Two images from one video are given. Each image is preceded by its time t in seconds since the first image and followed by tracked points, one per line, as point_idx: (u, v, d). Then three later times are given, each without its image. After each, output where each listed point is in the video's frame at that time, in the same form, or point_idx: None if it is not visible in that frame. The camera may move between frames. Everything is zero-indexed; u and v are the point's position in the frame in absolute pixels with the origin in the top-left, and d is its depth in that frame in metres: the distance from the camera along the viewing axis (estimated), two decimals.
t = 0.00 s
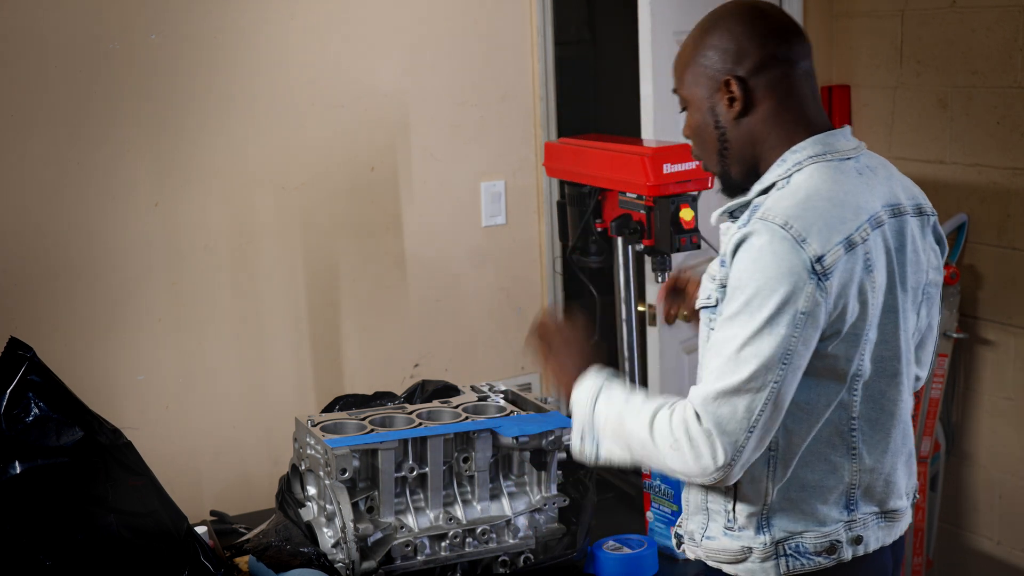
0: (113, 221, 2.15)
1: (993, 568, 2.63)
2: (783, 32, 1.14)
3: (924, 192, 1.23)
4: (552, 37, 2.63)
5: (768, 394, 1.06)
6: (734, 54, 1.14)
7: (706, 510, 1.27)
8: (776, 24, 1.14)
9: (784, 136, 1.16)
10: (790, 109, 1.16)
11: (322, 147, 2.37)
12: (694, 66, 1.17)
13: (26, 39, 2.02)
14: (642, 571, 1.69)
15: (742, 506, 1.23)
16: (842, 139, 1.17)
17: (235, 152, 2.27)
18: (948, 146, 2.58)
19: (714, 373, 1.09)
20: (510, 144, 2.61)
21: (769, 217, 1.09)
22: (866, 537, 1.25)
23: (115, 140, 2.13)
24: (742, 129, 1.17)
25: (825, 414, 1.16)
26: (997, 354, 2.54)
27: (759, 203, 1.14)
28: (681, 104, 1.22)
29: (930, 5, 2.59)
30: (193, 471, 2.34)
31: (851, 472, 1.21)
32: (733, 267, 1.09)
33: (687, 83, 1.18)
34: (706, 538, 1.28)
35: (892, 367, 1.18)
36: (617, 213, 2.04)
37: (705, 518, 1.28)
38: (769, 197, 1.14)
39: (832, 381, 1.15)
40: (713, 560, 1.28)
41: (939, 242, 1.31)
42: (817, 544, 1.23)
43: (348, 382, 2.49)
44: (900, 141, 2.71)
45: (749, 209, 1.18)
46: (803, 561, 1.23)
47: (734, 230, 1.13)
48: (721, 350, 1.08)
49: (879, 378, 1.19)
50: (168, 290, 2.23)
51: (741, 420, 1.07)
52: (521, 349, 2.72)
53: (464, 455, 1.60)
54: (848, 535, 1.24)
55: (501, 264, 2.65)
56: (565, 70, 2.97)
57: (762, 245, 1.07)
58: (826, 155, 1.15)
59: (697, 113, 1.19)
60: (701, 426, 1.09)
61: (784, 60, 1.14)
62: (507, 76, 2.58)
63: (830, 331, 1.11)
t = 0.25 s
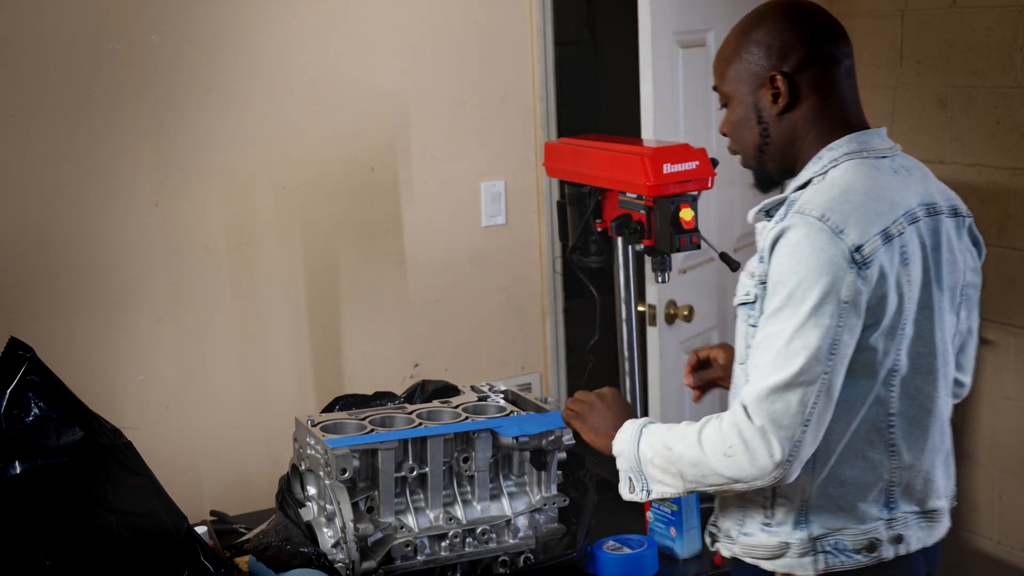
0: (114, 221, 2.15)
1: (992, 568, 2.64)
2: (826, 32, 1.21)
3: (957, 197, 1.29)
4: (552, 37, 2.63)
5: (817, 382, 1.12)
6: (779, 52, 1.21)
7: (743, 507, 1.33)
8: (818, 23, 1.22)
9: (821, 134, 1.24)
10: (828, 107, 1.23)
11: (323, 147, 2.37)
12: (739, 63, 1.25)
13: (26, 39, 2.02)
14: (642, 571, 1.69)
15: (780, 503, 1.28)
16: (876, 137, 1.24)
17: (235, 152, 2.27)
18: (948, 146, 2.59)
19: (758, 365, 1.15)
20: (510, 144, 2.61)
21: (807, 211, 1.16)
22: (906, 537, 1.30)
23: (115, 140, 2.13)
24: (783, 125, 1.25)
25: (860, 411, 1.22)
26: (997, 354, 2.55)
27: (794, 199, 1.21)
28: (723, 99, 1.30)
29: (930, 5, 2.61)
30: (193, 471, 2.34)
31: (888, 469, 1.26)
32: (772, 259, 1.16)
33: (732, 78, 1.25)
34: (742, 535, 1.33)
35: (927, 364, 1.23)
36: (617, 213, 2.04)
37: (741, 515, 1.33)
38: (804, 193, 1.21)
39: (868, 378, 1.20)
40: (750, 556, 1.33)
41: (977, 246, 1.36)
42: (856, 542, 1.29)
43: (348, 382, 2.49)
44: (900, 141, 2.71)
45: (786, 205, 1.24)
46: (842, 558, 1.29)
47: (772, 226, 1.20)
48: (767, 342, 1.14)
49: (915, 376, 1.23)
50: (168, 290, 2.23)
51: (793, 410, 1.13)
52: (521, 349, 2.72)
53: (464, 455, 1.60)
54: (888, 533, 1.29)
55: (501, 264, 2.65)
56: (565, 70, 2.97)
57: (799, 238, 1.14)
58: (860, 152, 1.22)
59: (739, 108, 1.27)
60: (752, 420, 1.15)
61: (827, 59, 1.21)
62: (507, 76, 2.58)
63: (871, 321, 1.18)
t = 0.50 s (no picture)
0: (114, 221, 2.15)
1: (992, 568, 2.64)
2: (859, 31, 1.18)
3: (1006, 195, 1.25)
4: (552, 37, 2.63)
5: (863, 375, 1.08)
6: (814, 58, 1.19)
7: (796, 507, 1.31)
8: (851, 26, 1.19)
9: (867, 132, 1.21)
10: (870, 104, 1.20)
11: (323, 147, 2.37)
12: (778, 75, 1.22)
13: (26, 38, 2.02)
14: (642, 572, 1.69)
15: (831, 501, 1.26)
16: (924, 137, 1.20)
17: (235, 152, 2.27)
18: (949, 145, 2.64)
19: (804, 355, 1.12)
20: (510, 144, 2.61)
21: (857, 204, 1.13)
22: (956, 536, 1.27)
23: (115, 140, 2.13)
24: (828, 129, 1.22)
25: (912, 407, 1.18)
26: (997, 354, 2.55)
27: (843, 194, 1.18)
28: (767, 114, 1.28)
29: (931, 5, 2.65)
30: (193, 471, 2.34)
31: (940, 469, 1.23)
32: (822, 253, 1.13)
33: (773, 91, 1.23)
34: (797, 537, 1.31)
35: (976, 361, 1.22)
36: (617, 213, 2.05)
37: (796, 516, 1.31)
38: (854, 188, 1.19)
39: (919, 371, 1.17)
40: (804, 559, 1.30)
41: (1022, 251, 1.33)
42: (908, 542, 1.24)
43: (348, 382, 2.49)
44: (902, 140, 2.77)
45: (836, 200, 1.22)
46: (893, 558, 1.25)
47: (821, 218, 1.17)
48: (814, 335, 1.11)
49: (967, 374, 1.22)
50: (168, 290, 2.23)
51: (838, 402, 1.09)
52: (520, 349, 2.72)
53: (464, 455, 1.60)
54: (938, 533, 1.25)
55: (501, 264, 2.65)
56: (564, 70, 2.97)
57: (850, 230, 1.11)
58: (910, 150, 1.19)
59: (783, 119, 1.25)
60: (793, 409, 1.12)
61: (864, 58, 1.18)
62: (507, 76, 2.58)
63: (918, 317, 1.14)
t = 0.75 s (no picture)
0: (114, 221, 2.15)
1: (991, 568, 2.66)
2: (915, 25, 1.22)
3: None
4: (552, 37, 2.63)
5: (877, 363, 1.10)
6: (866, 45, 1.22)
7: (810, 494, 1.34)
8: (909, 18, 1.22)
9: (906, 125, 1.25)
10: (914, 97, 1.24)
11: (323, 147, 2.37)
12: (830, 58, 1.26)
13: (25, 38, 2.02)
14: (642, 571, 1.69)
15: (843, 488, 1.28)
16: (960, 134, 1.25)
17: (235, 152, 2.27)
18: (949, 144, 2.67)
19: (822, 336, 1.14)
20: (510, 144, 2.61)
21: (881, 193, 1.16)
22: (968, 533, 1.28)
23: (115, 140, 2.13)
24: (869, 117, 1.26)
25: (927, 399, 1.21)
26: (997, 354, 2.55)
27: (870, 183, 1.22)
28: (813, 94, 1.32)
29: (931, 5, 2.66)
30: (193, 471, 2.34)
31: (955, 462, 1.24)
32: (845, 238, 1.16)
33: (823, 72, 1.27)
34: (809, 522, 1.34)
35: (995, 358, 1.25)
36: (617, 213, 2.05)
37: (810, 502, 1.34)
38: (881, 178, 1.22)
39: (936, 363, 1.19)
40: (816, 545, 1.33)
41: None
42: (917, 534, 1.26)
43: (348, 382, 2.49)
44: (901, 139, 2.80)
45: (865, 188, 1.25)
46: (903, 549, 1.27)
47: (846, 206, 1.20)
48: (831, 320, 1.13)
49: (988, 370, 1.25)
50: (169, 290, 2.23)
51: (852, 387, 1.11)
52: (520, 349, 2.73)
53: (464, 455, 1.60)
54: (950, 528, 1.26)
55: (501, 264, 2.65)
56: (564, 70, 2.97)
57: (872, 218, 1.14)
58: (942, 145, 1.23)
59: (828, 101, 1.28)
60: (808, 389, 1.13)
61: (917, 51, 1.21)
62: (507, 76, 2.58)
63: (937, 309, 1.17)
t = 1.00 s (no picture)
0: (114, 221, 2.16)
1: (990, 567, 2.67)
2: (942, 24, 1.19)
3: None
4: (552, 37, 2.63)
5: (858, 342, 1.10)
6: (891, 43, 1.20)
7: (803, 477, 1.35)
8: (937, 15, 1.19)
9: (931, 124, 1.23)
10: (941, 95, 1.21)
11: (323, 147, 2.37)
12: (857, 56, 1.24)
13: (25, 39, 2.02)
14: (642, 571, 1.69)
15: (832, 471, 1.28)
16: (980, 134, 1.24)
17: (235, 153, 2.27)
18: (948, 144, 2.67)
19: (807, 313, 1.14)
20: (510, 144, 2.61)
21: (879, 178, 1.17)
22: (955, 529, 1.26)
23: (115, 140, 2.13)
24: (894, 116, 1.24)
25: (915, 386, 1.20)
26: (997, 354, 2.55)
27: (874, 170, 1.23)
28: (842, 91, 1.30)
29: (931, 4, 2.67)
30: (193, 471, 2.34)
31: (945, 456, 1.23)
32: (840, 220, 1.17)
33: (851, 70, 1.25)
34: (799, 504, 1.35)
35: (997, 356, 1.22)
36: (617, 213, 2.05)
37: (802, 485, 1.35)
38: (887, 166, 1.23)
39: (921, 351, 1.19)
40: (803, 527, 1.34)
41: None
42: (900, 523, 1.25)
43: (348, 382, 2.49)
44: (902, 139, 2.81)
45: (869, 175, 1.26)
46: (885, 537, 1.26)
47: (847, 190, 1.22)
48: (816, 298, 1.13)
49: (987, 368, 1.22)
50: (168, 289, 2.23)
51: (830, 364, 1.10)
52: (520, 349, 2.73)
53: (464, 455, 1.60)
54: (935, 522, 1.25)
55: (501, 264, 2.65)
56: (564, 70, 2.97)
57: (866, 201, 1.16)
58: (957, 141, 1.22)
59: (855, 99, 1.27)
60: (791, 364, 1.11)
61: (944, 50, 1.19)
62: (507, 76, 2.58)
63: (924, 297, 1.17)
